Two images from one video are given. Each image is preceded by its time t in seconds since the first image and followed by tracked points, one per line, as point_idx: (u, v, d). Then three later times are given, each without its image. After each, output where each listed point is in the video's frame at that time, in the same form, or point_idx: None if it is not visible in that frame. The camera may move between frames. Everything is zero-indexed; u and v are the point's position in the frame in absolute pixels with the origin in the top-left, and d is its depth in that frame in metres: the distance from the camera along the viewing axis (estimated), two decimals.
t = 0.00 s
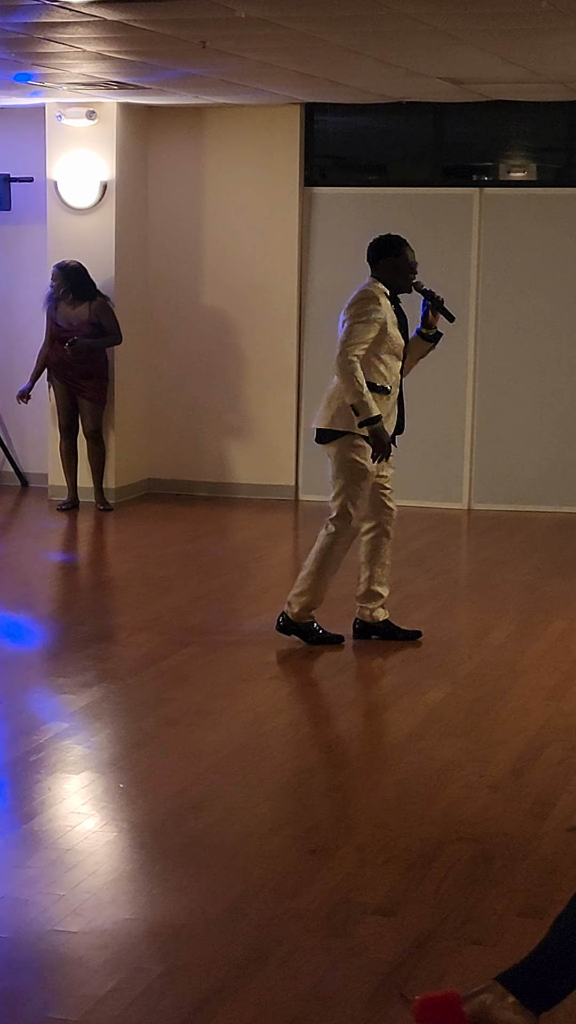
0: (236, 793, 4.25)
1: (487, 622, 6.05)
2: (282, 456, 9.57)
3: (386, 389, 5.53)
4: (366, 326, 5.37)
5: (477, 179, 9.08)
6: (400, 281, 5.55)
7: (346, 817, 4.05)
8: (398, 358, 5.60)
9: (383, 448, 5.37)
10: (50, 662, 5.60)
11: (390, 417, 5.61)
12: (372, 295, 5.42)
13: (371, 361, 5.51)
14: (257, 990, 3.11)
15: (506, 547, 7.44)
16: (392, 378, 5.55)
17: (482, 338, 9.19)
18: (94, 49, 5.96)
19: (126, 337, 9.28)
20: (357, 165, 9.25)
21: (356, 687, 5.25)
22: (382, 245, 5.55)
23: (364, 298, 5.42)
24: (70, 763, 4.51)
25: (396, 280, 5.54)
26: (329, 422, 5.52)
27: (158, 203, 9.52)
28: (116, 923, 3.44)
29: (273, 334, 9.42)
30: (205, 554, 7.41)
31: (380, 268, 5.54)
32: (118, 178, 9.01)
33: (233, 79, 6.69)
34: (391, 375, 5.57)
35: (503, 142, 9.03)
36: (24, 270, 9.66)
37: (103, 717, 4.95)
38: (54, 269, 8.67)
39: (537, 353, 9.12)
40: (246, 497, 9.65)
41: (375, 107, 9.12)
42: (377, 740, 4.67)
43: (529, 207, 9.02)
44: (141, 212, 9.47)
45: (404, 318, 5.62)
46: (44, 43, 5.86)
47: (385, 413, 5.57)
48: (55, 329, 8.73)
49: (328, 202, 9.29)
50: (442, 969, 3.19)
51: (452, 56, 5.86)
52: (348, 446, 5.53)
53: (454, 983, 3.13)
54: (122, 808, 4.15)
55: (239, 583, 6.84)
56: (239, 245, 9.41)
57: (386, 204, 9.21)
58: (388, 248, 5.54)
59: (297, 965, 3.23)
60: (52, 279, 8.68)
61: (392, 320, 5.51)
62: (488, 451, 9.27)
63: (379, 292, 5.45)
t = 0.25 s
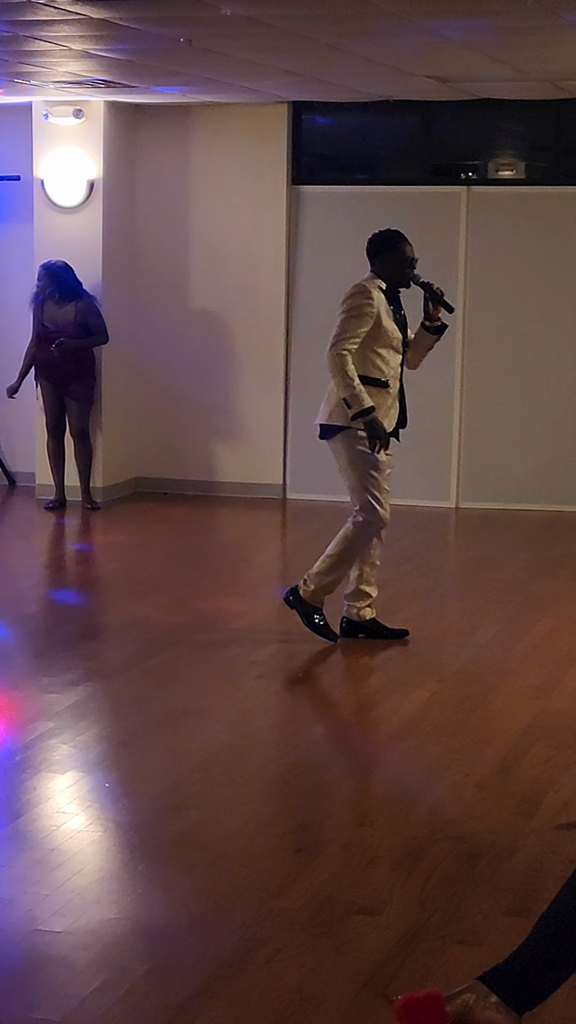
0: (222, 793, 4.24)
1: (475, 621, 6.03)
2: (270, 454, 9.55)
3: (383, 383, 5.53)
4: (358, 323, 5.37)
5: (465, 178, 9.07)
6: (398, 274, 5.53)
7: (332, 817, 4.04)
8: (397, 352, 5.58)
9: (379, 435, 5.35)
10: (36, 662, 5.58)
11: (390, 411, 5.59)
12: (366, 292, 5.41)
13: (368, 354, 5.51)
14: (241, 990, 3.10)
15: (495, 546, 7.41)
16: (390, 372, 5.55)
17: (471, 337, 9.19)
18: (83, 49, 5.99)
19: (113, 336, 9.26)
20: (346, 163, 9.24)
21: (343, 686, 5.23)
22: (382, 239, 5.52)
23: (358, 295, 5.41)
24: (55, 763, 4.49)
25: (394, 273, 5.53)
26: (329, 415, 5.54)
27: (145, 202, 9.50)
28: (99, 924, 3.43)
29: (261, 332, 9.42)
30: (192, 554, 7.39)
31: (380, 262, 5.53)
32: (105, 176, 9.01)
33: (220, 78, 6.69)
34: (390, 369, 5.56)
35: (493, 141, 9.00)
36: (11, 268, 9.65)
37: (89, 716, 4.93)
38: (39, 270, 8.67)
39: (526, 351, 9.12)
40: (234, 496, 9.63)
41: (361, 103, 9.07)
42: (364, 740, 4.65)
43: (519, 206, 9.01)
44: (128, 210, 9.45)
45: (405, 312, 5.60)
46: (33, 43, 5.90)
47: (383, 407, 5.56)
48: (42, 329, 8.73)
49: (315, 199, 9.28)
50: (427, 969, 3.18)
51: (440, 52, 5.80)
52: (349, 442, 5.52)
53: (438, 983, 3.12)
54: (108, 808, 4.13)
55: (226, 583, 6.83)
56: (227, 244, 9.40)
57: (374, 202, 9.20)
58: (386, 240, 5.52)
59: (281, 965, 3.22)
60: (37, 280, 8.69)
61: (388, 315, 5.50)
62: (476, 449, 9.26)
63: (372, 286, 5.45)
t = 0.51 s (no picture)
0: (207, 793, 4.24)
1: (461, 621, 6.04)
2: (257, 454, 9.56)
3: (374, 386, 5.54)
4: (344, 328, 5.38)
5: (452, 179, 9.09)
6: (393, 277, 5.53)
7: (317, 817, 4.04)
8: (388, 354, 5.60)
9: (343, 449, 5.39)
10: (22, 662, 5.58)
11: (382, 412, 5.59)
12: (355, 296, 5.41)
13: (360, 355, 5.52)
14: (224, 990, 3.11)
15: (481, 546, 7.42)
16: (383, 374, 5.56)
17: (459, 336, 9.19)
18: (69, 49, 5.99)
19: (99, 335, 9.27)
20: (333, 164, 9.24)
21: (328, 686, 5.23)
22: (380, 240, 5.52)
23: (347, 299, 5.42)
24: (41, 763, 4.49)
25: (389, 275, 5.53)
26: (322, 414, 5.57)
27: (133, 202, 9.52)
28: (84, 924, 3.43)
29: (248, 332, 9.42)
30: (179, 554, 7.40)
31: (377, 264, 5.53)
32: (92, 176, 9.01)
33: (205, 77, 6.69)
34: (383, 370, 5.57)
35: (480, 142, 9.04)
36: None
37: (75, 716, 4.93)
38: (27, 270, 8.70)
39: (513, 351, 9.14)
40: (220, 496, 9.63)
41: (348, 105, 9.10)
42: (349, 740, 4.66)
43: (508, 206, 9.03)
44: (115, 209, 9.46)
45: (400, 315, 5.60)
46: (19, 43, 5.89)
47: (375, 408, 5.56)
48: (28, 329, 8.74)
49: (302, 199, 9.29)
50: (410, 969, 3.19)
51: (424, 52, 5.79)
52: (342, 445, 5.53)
53: (420, 983, 3.13)
54: (93, 808, 4.14)
55: (213, 582, 6.84)
56: (213, 243, 9.41)
57: (360, 202, 9.21)
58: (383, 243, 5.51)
59: (265, 965, 3.22)
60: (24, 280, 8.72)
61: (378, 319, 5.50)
62: (463, 448, 9.27)
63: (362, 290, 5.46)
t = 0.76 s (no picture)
0: (190, 793, 4.25)
1: (444, 622, 6.06)
2: (242, 455, 9.57)
3: (367, 389, 5.51)
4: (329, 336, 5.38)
5: (437, 179, 9.11)
6: (383, 282, 5.47)
7: (300, 817, 4.05)
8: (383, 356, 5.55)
9: (325, 456, 5.42)
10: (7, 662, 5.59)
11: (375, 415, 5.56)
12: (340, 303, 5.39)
13: (353, 360, 5.49)
14: (205, 990, 3.12)
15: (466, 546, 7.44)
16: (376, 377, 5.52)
17: (444, 337, 9.20)
18: (50, 49, 5.95)
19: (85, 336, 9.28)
20: (320, 164, 9.26)
21: (312, 687, 5.25)
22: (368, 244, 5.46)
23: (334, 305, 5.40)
24: (25, 763, 4.50)
25: (379, 280, 5.47)
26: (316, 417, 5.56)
27: (118, 202, 9.52)
28: (66, 924, 3.44)
29: (233, 333, 9.43)
30: (165, 554, 7.41)
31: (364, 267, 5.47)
32: (76, 177, 9.01)
33: (187, 78, 6.67)
34: (376, 373, 5.53)
35: (465, 140, 9.05)
36: None
37: (59, 717, 4.94)
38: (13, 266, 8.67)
39: (498, 351, 9.15)
40: (206, 497, 9.65)
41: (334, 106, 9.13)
42: (332, 740, 4.67)
43: (494, 207, 9.04)
44: (100, 210, 9.47)
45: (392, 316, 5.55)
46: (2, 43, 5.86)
47: (368, 413, 5.54)
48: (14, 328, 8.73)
49: (286, 200, 9.30)
50: (390, 969, 3.20)
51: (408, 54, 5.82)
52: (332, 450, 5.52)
53: (402, 982, 3.14)
54: (77, 808, 4.15)
55: (199, 583, 6.85)
56: (198, 244, 9.42)
57: (345, 203, 9.22)
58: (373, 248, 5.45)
59: (246, 965, 3.23)
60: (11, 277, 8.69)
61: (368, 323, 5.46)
62: (448, 449, 9.28)
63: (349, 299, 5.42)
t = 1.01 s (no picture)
0: (174, 793, 4.27)
1: (428, 622, 6.07)
2: (227, 456, 9.58)
3: (365, 394, 5.51)
4: (323, 346, 5.39)
5: (422, 180, 9.12)
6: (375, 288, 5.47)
7: (283, 817, 4.07)
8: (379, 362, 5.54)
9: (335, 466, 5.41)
10: None
11: (374, 420, 5.56)
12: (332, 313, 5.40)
13: (349, 368, 5.50)
14: (188, 990, 3.13)
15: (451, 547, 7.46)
16: (373, 382, 5.52)
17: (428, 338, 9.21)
18: (31, 49, 5.93)
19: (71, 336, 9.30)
20: (306, 165, 9.26)
21: (296, 687, 5.26)
22: (356, 249, 5.44)
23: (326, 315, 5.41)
24: (9, 763, 4.52)
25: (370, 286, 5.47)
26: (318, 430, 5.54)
27: (102, 204, 9.53)
28: (49, 924, 3.45)
29: (218, 335, 9.44)
30: (150, 555, 7.43)
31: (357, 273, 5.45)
32: (61, 180, 9.02)
33: (170, 80, 6.65)
34: (373, 378, 5.53)
35: (451, 142, 9.07)
36: None
37: (43, 717, 4.95)
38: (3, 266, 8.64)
39: (482, 352, 9.16)
40: (191, 498, 9.66)
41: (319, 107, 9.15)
42: (315, 740, 4.69)
43: (479, 208, 9.06)
44: (86, 212, 9.47)
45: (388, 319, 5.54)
46: None
47: (368, 418, 5.53)
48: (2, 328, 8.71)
49: (271, 201, 9.31)
50: (372, 969, 3.21)
51: (389, 56, 5.84)
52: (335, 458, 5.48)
53: (383, 982, 3.15)
54: (62, 808, 4.16)
55: (184, 583, 6.87)
56: (183, 246, 9.42)
57: (330, 205, 9.22)
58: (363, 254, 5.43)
59: (228, 965, 3.24)
60: None
61: (363, 329, 5.46)
62: (433, 450, 9.30)
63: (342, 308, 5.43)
